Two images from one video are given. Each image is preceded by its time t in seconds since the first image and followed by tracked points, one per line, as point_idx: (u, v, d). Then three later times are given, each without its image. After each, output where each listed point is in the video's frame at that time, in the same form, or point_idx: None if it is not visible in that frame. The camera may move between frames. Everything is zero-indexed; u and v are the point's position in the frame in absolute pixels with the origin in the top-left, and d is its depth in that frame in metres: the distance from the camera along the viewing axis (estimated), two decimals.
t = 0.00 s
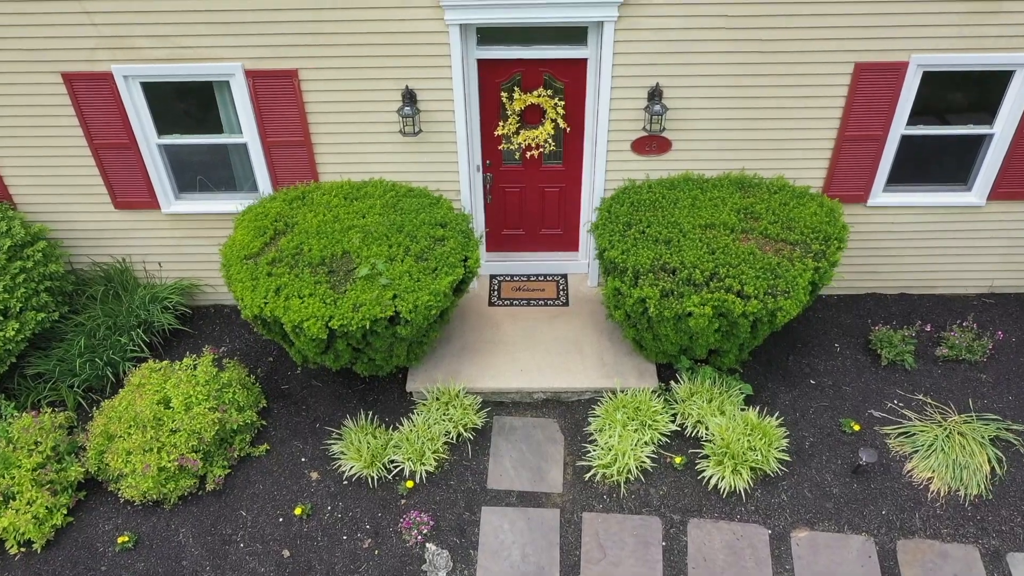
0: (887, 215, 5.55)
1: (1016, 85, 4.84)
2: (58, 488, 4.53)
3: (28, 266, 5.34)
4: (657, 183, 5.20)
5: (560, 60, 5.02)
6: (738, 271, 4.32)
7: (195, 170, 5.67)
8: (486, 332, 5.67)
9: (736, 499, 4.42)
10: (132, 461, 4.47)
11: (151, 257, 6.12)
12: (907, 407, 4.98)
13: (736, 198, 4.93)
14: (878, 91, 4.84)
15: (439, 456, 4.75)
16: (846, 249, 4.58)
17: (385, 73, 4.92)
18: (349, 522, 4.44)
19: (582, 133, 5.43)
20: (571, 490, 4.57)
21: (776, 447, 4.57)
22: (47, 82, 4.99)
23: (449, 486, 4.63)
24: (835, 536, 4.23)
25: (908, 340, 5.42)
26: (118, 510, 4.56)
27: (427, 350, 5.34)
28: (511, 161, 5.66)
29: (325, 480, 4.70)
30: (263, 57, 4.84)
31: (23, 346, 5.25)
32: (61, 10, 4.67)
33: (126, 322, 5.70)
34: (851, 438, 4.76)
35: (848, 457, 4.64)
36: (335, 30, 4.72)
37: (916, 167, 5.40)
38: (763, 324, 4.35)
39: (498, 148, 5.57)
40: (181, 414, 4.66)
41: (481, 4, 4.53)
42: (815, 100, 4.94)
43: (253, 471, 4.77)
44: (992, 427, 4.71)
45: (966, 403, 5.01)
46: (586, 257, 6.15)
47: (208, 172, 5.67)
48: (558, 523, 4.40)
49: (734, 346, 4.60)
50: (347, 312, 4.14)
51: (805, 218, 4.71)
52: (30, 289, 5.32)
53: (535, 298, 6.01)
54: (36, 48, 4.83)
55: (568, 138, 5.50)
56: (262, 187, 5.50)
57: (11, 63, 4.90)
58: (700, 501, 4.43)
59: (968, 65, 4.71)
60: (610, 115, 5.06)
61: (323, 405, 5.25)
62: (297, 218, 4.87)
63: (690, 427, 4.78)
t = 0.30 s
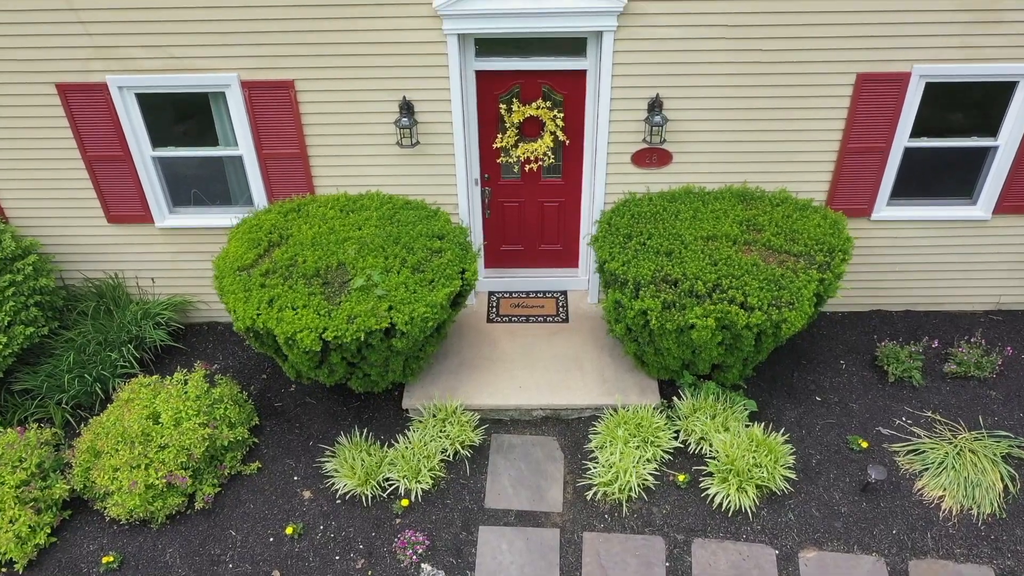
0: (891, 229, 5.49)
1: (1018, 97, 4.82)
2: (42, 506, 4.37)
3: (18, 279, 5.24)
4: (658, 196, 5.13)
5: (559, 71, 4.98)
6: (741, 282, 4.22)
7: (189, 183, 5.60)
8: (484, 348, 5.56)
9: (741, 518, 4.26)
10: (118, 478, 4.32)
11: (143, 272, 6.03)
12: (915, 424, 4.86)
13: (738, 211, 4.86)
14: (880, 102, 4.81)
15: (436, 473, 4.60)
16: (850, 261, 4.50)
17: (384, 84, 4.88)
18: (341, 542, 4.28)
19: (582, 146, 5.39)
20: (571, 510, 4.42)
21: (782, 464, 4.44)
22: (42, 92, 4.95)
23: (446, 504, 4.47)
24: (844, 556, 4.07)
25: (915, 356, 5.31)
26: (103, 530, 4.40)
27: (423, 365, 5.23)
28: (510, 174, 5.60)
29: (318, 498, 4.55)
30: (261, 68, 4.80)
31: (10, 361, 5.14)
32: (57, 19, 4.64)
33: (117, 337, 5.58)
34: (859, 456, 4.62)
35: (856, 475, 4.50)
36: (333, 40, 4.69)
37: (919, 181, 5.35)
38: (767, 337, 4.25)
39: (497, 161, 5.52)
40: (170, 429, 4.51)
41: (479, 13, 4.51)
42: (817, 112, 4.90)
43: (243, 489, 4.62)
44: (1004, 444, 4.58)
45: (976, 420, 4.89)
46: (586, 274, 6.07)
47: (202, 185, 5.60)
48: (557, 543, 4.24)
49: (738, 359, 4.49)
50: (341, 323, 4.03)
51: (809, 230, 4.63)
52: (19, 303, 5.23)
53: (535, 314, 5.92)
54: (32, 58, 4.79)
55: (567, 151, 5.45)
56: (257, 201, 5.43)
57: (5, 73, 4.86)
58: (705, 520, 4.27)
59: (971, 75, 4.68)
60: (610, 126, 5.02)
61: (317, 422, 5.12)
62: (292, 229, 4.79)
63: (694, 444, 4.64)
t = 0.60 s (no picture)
0: (895, 242, 5.42)
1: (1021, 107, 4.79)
2: (25, 524, 4.20)
3: (7, 292, 5.15)
4: (658, 208, 5.07)
5: (558, 82, 4.96)
6: (745, 293, 4.13)
7: (184, 196, 5.54)
8: (482, 365, 5.45)
9: (747, 536, 4.11)
10: (105, 494, 4.16)
11: (136, 288, 5.94)
12: (924, 441, 4.74)
13: (740, 223, 4.79)
14: (882, 112, 4.78)
15: (432, 491, 4.46)
16: (855, 272, 4.42)
17: (382, 95, 4.85)
18: (333, 562, 4.12)
19: (581, 158, 5.34)
20: (571, 528, 4.27)
21: (789, 480, 4.30)
22: (38, 102, 4.91)
23: (442, 523, 4.32)
24: None
25: (922, 371, 5.22)
26: (88, 549, 4.24)
27: (420, 380, 5.12)
28: (508, 187, 5.55)
29: (310, 517, 4.40)
30: (258, 79, 4.77)
31: None
32: (53, 29, 4.62)
33: (107, 352, 5.48)
34: (867, 473, 4.49)
35: (865, 492, 4.36)
36: (332, 50, 4.66)
37: (922, 193, 5.30)
38: (772, 349, 4.15)
39: (495, 174, 5.47)
40: (158, 444, 4.37)
41: (478, 22, 4.49)
42: (818, 123, 4.87)
43: (233, 508, 4.47)
44: (1016, 460, 4.45)
45: (986, 437, 4.78)
46: (586, 290, 5.99)
47: (197, 198, 5.54)
48: (557, 563, 4.07)
49: (741, 372, 4.38)
50: (335, 334, 3.92)
51: (812, 241, 4.56)
52: (7, 317, 5.13)
53: (534, 330, 5.82)
54: (28, 68, 4.76)
55: (566, 164, 5.41)
56: (252, 214, 5.37)
57: None
58: (710, 538, 4.11)
59: (973, 85, 4.66)
60: (610, 137, 4.98)
61: (310, 440, 4.98)
62: (287, 240, 4.71)
63: (697, 460, 4.50)
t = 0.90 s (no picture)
0: (899, 255, 5.36)
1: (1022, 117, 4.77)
2: (7, 540, 4.04)
3: None
4: (659, 219, 5.01)
5: (556, 93, 4.94)
6: (748, 301, 4.05)
7: (179, 208, 5.49)
8: (480, 380, 5.35)
9: (753, 553, 3.95)
10: (90, 509, 4.02)
11: (130, 302, 5.86)
12: (933, 456, 4.62)
13: (742, 234, 4.72)
14: (884, 122, 4.75)
15: (427, 507, 4.32)
16: (859, 282, 4.35)
17: (382, 104, 4.82)
18: None
19: (581, 170, 5.30)
20: (571, 545, 4.12)
21: (795, 495, 4.16)
22: (34, 111, 4.89)
23: (438, 540, 4.17)
24: None
25: (929, 386, 5.12)
26: (71, 568, 4.07)
27: (417, 395, 5.01)
28: (507, 200, 5.50)
29: (302, 534, 4.25)
30: (254, 88, 4.75)
31: None
32: (50, 38, 4.61)
33: (97, 365, 5.36)
34: (875, 488, 4.36)
35: (873, 508, 4.23)
36: (331, 59, 4.65)
37: (924, 205, 5.25)
38: (775, 359, 4.06)
39: (493, 187, 5.42)
40: (146, 457, 4.23)
41: (477, 30, 4.47)
42: (817, 133, 4.84)
43: (222, 525, 4.31)
44: None
45: (997, 452, 4.66)
46: (586, 305, 5.91)
47: (192, 211, 5.49)
48: None
49: (745, 385, 4.28)
50: (329, 343, 3.83)
51: (815, 251, 4.49)
52: None
53: (533, 346, 5.73)
54: (27, 76, 4.75)
55: (565, 176, 5.36)
56: (248, 226, 5.30)
57: None
58: (714, 555, 3.95)
59: (976, 94, 4.63)
60: (609, 147, 4.94)
61: (304, 456, 4.85)
62: (282, 251, 4.64)
63: (700, 476, 4.36)
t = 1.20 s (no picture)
0: (903, 267, 5.30)
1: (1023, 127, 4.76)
2: None
3: None
4: (659, 230, 4.96)
5: (555, 103, 4.93)
6: (750, 310, 3.98)
7: (174, 220, 5.43)
8: (478, 394, 5.25)
9: (758, 569, 3.80)
10: (76, 523, 3.88)
11: (123, 315, 5.77)
12: (942, 471, 4.51)
13: (744, 244, 4.66)
14: (885, 132, 4.74)
15: (423, 522, 4.19)
16: (863, 291, 4.28)
17: (381, 113, 4.81)
18: None
19: (580, 181, 5.26)
20: (571, 562, 3.98)
21: (801, 509, 4.02)
22: (29, 120, 4.88)
23: (434, 557, 4.03)
24: None
25: (935, 399, 5.03)
26: None
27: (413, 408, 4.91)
28: (506, 212, 5.45)
29: (294, 551, 4.10)
30: (252, 97, 4.74)
31: None
32: (46, 47, 4.61)
33: (88, 379, 5.26)
34: (883, 503, 4.24)
35: (883, 523, 4.10)
36: (331, 68, 4.64)
37: (927, 217, 5.21)
38: (779, 368, 3.98)
39: (491, 199, 5.38)
40: (135, 470, 4.09)
41: (476, 39, 4.47)
42: (817, 143, 4.83)
43: (212, 542, 4.17)
44: None
45: (1007, 467, 4.55)
46: (586, 321, 5.83)
47: (187, 224, 5.43)
48: None
49: (748, 396, 4.19)
50: (323, 351, 3.74)
51: (819, 261, 4.43)
52: None
53: (532, 360, 5.64)
54: (26, 85, 4.74)
55: (564, 187, 5.32)
56: (244, 238, 5.24)
57: None
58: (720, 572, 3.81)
59: (977, 103, 4.62)
60: (610, 157, 4.90)
61: (297, 471, 4.73)
62: (277, 260, 4.57)
63: (703, 490, 4.22)
